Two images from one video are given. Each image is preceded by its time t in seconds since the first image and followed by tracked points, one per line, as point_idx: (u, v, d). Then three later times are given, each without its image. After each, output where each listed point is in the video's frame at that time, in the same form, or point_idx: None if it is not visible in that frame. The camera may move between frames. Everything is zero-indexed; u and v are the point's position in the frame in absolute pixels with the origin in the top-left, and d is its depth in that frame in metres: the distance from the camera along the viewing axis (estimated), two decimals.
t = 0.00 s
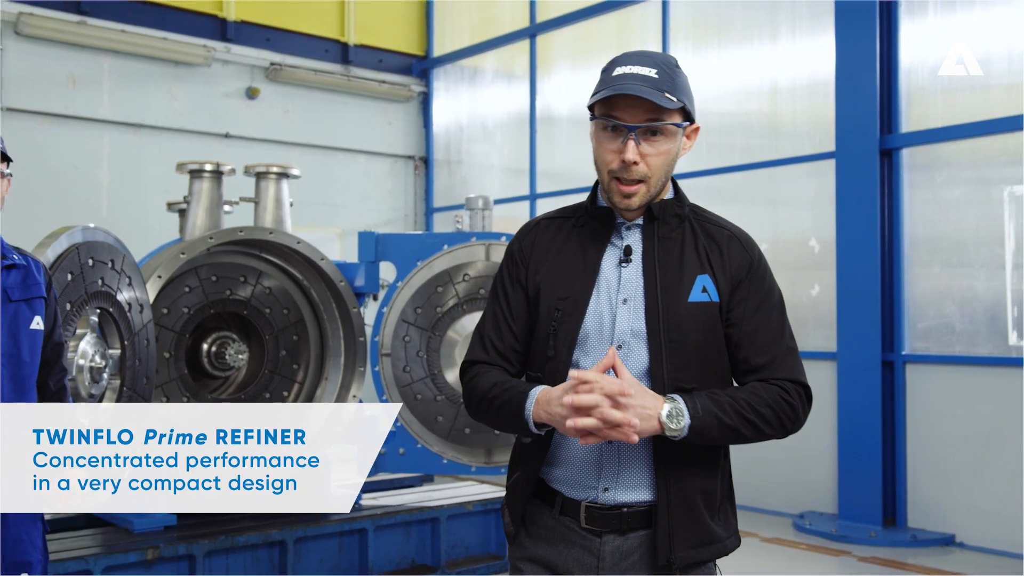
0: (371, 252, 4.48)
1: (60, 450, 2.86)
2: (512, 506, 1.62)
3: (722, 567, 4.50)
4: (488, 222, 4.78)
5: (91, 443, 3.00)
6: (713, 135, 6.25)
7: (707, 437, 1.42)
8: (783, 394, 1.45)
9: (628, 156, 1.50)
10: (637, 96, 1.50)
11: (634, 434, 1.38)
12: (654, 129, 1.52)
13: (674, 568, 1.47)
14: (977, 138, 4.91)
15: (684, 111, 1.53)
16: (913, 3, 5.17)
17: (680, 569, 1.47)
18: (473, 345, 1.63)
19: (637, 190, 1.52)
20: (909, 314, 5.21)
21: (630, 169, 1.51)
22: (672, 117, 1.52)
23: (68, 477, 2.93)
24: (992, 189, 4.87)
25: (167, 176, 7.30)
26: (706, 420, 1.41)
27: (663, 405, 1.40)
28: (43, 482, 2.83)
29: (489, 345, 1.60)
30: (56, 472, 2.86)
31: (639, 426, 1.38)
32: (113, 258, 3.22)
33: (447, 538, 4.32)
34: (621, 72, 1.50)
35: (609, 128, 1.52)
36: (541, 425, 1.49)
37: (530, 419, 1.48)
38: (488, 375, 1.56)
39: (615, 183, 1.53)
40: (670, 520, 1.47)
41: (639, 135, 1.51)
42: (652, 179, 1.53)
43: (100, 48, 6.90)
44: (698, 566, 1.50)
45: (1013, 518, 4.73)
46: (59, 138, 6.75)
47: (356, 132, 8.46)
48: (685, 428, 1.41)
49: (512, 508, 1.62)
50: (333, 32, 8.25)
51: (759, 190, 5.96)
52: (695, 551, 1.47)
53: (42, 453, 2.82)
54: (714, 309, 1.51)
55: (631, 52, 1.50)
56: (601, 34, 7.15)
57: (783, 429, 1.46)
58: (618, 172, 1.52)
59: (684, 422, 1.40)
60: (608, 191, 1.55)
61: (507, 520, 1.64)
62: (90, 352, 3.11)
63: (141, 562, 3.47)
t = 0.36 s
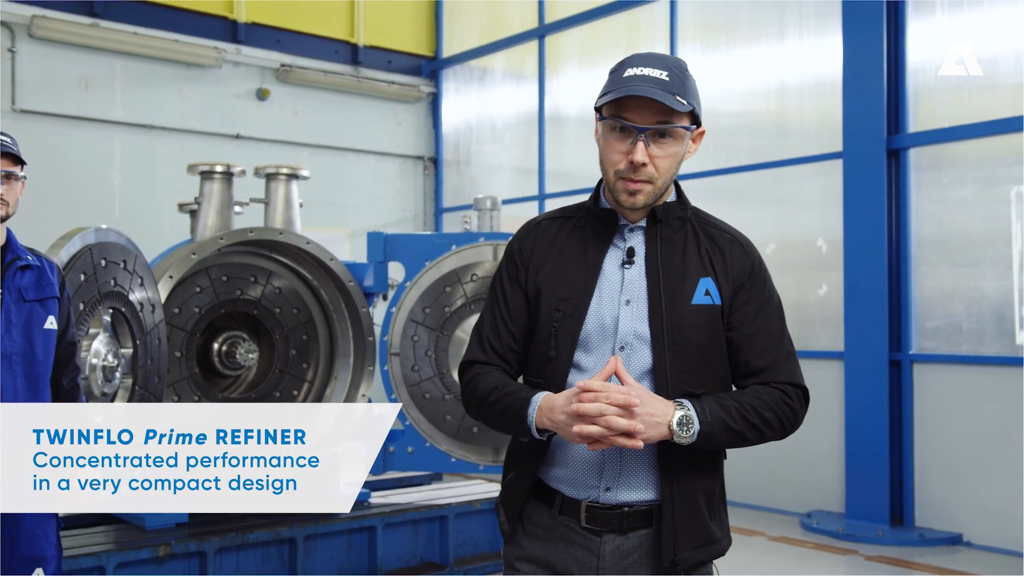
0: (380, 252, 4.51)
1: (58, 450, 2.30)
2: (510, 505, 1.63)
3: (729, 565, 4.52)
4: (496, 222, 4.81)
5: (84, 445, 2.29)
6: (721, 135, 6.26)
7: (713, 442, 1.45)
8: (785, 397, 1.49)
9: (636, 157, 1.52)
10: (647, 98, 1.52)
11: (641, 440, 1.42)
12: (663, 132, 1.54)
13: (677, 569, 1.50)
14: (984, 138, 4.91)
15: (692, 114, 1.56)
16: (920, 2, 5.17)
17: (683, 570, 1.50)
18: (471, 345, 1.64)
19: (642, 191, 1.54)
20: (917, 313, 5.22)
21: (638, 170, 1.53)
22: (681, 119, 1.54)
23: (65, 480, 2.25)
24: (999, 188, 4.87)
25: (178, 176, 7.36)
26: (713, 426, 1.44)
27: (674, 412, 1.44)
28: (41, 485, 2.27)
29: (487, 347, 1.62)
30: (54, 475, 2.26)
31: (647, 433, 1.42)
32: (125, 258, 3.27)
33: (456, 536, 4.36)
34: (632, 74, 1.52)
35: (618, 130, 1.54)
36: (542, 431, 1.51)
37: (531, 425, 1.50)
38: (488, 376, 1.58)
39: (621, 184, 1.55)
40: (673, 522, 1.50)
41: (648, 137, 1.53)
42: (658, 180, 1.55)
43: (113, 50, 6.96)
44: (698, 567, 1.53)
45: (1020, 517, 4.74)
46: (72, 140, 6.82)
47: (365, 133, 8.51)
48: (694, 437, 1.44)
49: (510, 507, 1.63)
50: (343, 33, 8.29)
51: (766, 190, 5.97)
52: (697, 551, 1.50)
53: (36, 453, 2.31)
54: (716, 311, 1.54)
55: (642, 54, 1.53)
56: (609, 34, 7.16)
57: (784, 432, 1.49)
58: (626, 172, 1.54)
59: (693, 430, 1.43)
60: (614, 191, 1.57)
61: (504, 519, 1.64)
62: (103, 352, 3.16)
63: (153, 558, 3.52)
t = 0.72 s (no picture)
0: (389, 252, 4.55)
1: (58, 449, 2.56)
2: (486, 503, 1.62)
3: (737, 563, 4.53)
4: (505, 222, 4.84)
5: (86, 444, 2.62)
6: (729, 136, 6.27)
7: (732, 410, 1.46)
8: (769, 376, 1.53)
9: (599, 157, 1.54)
10: (606, 98, 1.55)
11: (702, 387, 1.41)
12: (623, 131, 1.56)
13: (656, 559, 1.52)
14: (992, 137, 4.91)
15: (650, 112, 1.59)
16: (928, 1, 5.17)
17: (661, 559, 1.52)
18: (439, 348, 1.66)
19: (608, 190, 1.57)
20: (925, 313, 5.22)
21: (602, 170, 1.55)
22: (641, 117, 1.57)
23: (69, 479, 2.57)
24: (1007, 187, 4.87)
25: (191, 177, 7.43)
26: (739, 395, 1.45)
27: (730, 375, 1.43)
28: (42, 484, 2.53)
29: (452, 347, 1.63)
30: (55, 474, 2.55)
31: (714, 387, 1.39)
32: (137, 258, 3.32)
33: (464, 533, 4.39)
34: (589, 75, 1.55)
35: (578, 131, 1.57)
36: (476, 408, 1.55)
37: (464, 404, 1.55)
38: (445, 373, 1.61)
39: (585, 184, 1.57)
40: (650, 513, 1.51)
41: (609, 137, 1.55)
42: (621, 179, 1.57)
43: (126, 52, 7.02)
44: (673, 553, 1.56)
45: None
46: (86, 141, 6.88)
47: (375, 134, 8.55)
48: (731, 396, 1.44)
49: (487, 505, 1.61)
50: (354, 34, 8.33)
51: (775, 189, 5.98)
52: (674, 540, 1.52)
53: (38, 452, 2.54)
54: (687, 303, 1.57)
55: (598, 55, 1.55)
56: (618, 34, 7.18)
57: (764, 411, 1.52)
58: (589, 173, 1.56)
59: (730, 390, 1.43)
60: (578, 193, 1.59)
61: (480, 516, 1.62)
62: (116, 350, 3.25)
63: (165, 555, 3.57)
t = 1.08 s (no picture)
0: (402, 251, 4.57)
1: (61, 453, 2.79)
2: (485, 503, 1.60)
3: (749, 562, 4.53)
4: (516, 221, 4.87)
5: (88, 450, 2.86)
6: (741, 135, 6.27)
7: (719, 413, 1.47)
8: (757, 366, 1.53)
9: (577, 150, 1.56)
10: (578, 91, 1.57)
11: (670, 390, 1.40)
12: (598, 122, 1.58)
13: (653, 548, 1.52)
14: (1005, 136, 4.89)
15: (624, 103, 1.60)
16: None
17: (659, 549, 1.52)
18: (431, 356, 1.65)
19: (586, 183, 1.58)
20: (937, 312, 5.20)
21: (579, 162, 1.57)
22: (615, 108, 1.58)
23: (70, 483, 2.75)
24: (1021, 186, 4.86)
25: (205, 178, 7.49)
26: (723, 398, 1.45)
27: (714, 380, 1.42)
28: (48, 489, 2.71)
29: (444, 354, 1.63)
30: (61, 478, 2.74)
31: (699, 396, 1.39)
32: (152, 258, 3.39)
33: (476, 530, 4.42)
34: (561, 71, 1.57)
35: (553, 126, 1.58)
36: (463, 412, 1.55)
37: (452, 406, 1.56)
38: (442, 378, 1.60)
39: (565, 178, 1.59)
40: (647, 504, 1.51)
41: (584, 129, 1.57)
42: (600, 171, 1.58)
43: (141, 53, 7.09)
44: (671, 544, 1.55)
45: None
46: (102, 141, 6.95)
47: (388, 133, 8.59)
48: (717, 401, 1.44)
49: (485, 505, 1.60)
50: (366, 35, 8.37)
51: (787, 189, 5.98)
52: (673, 530, 1.51)
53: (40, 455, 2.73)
54: (674, 294, 1.57)
55: (569, 52, 1.58)
56: (630, 34, 7.18)
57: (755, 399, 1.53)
58: (567, 167, 1.57)
59: (714, 396, 1.44)
60: (559, 188, 1.60)
61: (478, 517, 1.62)
62: (132, 348, 3.31)
63: (180, 550, 3.62)
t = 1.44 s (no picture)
0: (417, 252, 4.61)
1: (59, 451, 2.50)
2: (497, 507, 1.61)
3: (763, 562, 4.54)
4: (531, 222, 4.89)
5: (87, 445, 2.49)
6: (755, 135, 6.27)
7: (695, 407, 1.47)
8: (757, 365, 1.52)
9: (583, 138, 1.57)
10: (585, 84, 1.59)
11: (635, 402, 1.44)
12: (605, 114, 1.59)
13: (655, 544, 1.50)
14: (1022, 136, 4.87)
15: (631, 98, 1.62)
16: None
17: (660, 546, 1.50)
18: (445, 359, 1.65)
19: (595, 173, 1.60)
20: (953, 313, 5.19)
21: (587, 151, 1.58)
22: (620, 99, 1.60)
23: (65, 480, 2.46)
24: None
25: (222, 178, 7.55)
26: (694, 390, 1.46)
27: (655, 377, 1.46)
28: (41, 484, 2.48)
29: (460, 356, 1.63)
30: (55, 474, 2.47)
31: (629, 400, 1.44)
32: (171, 258, 3.44)
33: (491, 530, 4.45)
34: (568, 67, 1.59)
35: (561, 119, 1.60)
36: (525, 413, 1.52)
37: (513, 408, 1.50)
38: (463, 379, 1.59)
39: (574, 171, 1.60)
40: (650, 502, 1.50)
41: (591, 119, 1.58)
42: (607, 162, 1.59)
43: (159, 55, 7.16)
44: (679, 545, 1.53)
45: None
46: (120, 142, 7.01)
47: (403, 134, 8.63)
48: (679, 401, 1.46)
49: (497, 511, 1.60)
50: (381, 36, 8.40)
51: (801, 188, 5.97)
52: (679, 527, 1.50)
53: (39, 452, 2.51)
54: (682, 289, 1.57)
55: (575, 51, 1.61)
56: (644, 34, 7.19)
57: (759, 400, 1.52)
58: (575, 157, 1.59)
59: (677, 393, 1.46)
60: (568, 180, 1.61)
61: (491, 522, 1.62)
62: (150, 348, 3.37)
63: (198, 548, 3.67)
